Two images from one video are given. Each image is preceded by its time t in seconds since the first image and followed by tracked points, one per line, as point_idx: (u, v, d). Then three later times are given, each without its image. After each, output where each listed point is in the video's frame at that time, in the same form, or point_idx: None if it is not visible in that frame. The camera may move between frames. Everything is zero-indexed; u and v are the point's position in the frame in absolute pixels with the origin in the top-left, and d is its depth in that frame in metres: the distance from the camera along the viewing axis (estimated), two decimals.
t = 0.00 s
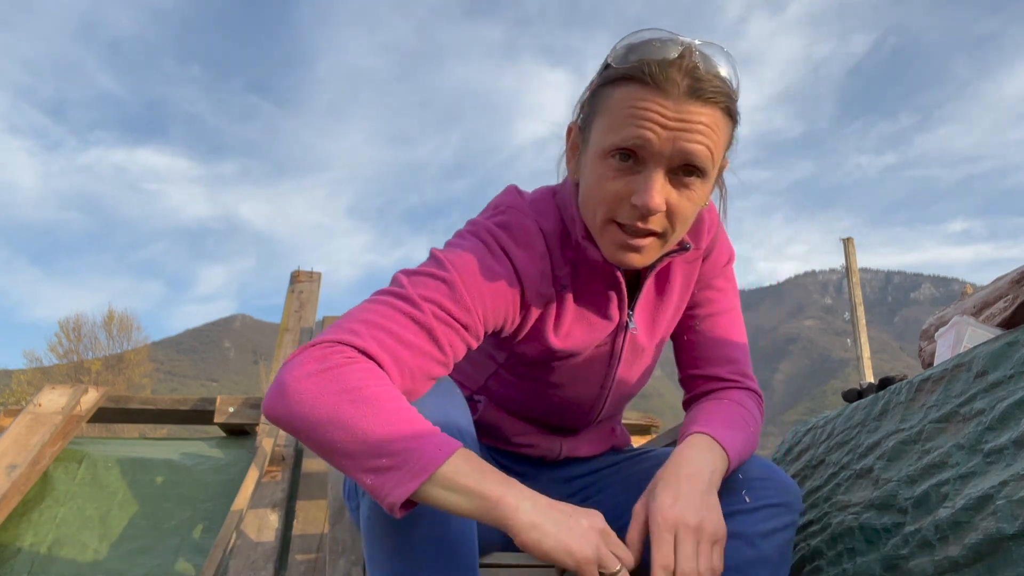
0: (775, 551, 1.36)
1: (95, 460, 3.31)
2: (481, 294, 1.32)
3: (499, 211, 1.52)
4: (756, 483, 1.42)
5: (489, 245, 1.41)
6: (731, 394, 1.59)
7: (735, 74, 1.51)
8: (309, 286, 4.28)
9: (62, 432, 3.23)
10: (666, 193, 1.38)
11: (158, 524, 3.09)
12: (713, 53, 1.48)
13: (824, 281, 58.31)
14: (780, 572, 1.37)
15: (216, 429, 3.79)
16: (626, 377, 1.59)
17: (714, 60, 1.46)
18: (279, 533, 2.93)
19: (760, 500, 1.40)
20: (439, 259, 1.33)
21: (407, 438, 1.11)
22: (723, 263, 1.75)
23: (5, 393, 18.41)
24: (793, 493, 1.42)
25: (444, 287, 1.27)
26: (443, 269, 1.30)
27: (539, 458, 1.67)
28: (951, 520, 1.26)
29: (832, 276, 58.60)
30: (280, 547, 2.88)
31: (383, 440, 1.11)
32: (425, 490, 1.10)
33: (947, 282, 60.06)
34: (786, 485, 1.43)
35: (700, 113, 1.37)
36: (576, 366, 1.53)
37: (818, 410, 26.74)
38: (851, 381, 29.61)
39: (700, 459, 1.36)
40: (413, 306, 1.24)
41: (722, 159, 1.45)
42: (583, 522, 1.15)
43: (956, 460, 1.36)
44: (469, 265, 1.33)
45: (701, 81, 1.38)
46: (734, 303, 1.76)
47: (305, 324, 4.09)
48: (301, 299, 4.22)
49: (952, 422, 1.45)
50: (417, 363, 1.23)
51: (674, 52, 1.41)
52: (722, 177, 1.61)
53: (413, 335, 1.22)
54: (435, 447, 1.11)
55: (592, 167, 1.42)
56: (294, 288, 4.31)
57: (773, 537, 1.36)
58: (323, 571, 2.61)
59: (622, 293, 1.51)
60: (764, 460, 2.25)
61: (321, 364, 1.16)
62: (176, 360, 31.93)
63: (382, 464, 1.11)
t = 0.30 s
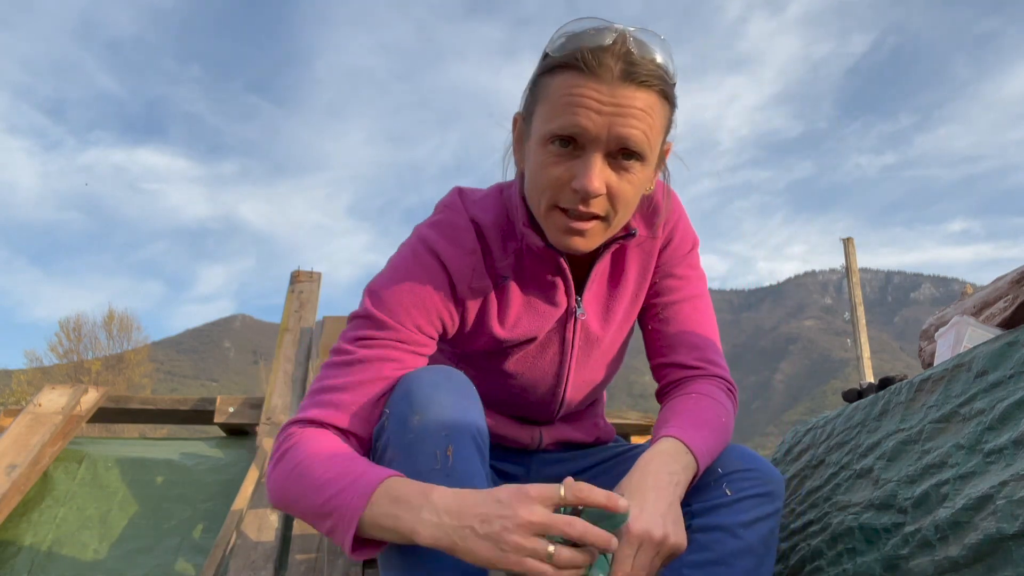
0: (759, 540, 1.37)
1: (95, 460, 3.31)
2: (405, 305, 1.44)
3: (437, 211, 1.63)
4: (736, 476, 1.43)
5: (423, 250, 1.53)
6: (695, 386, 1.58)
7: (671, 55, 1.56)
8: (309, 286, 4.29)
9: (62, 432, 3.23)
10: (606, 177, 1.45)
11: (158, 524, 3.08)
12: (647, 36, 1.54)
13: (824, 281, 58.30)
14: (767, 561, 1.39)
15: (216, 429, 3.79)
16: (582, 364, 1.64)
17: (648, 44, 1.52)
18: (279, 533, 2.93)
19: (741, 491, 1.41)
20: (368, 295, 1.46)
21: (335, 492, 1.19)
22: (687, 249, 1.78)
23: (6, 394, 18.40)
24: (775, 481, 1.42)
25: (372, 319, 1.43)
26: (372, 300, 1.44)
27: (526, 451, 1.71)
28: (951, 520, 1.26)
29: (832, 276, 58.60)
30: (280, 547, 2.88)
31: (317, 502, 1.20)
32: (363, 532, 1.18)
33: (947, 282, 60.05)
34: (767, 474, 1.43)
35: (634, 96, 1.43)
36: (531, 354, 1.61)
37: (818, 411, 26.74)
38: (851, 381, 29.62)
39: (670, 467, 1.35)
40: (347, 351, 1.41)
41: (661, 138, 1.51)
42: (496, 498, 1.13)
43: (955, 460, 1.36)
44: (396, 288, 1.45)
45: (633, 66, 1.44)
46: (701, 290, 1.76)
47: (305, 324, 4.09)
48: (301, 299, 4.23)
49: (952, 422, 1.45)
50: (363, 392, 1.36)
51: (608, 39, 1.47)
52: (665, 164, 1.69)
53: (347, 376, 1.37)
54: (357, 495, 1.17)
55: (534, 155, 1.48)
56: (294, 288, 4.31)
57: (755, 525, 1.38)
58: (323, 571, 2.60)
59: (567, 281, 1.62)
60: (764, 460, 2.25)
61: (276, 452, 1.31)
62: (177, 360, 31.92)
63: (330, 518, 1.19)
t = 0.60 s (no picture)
0: (757, 541, 1.37)
1: (95, 460, 3.31)
2: (402, 313, 1.44)
3: (434, 219, 1.64)
4: (734, 477, 1.43)
5: (421, 260, 1.53)
6: (689, 390, 1.58)
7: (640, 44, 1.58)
8: (309, 286, 4.29)
9: (62, 432, 3.23)
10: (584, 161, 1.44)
11: (158, 524, 3.08)
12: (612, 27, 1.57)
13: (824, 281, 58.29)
14: (765, 561, 1.38)
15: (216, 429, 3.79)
16: (578, 368, 1.64)
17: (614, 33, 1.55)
18: (279, 533, 2.93)
19: (739, 491, 1.41)
20: (367, 306, 1.46)
21: (342, 514, 1.19)
22: (682, 250, 1.77)
23: (6, 394, 18.40)
24: (773, 481, 1.42)
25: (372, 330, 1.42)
26: (371, 310, 1.44)
27: (526, 453, 1.72)
28: (951, 520, 1.26)
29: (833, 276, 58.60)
30: (280, 547, 2.88)
31: (324, 521, 1.21)
32: (369, 554, 1.18)
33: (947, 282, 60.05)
34: (765, 475, 1.43)
35: (601, 76, 1.44)
36: (527, 360, 1.61)
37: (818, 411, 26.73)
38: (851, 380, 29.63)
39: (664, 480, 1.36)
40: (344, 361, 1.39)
41: (637, 121, 1.51)
42: (513, 547, 1.14)
43: (955, 460, 1.36)
44: (395, 298, 1.45)
45: (598, 49, 1.46)
46: (697, 291, 1.75)
47: (305, 324, 4.09)
48: (301, 299, 4.23)
49: (952, 422, 1.45)
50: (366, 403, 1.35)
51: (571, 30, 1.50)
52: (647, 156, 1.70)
53: (347, 387, 1.36)
54: (363, 519, 1.18)
55: (513, 150, 1.49)
56: (294, 288, 4.31)
57: (752, 525, 1.37)
58: (323, 570, 2.60)
59: (562, 286, 1.62)
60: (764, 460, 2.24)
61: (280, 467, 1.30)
62: (177, 360, 31.92)
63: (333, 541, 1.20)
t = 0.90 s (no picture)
0: (766, 544, 1.38)
1: (95, 460, 3.31)
2: (414, 321, 1.44)
3: (444, 226, 1.63)
4: (744, 482, 1.43)
5: (432, 267, 1.53)
6: (696, 396, 1.58)
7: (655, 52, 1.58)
8: (309, 286, 4.29)
9: (62, 432, 3.23)
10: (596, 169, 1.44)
11: (158, 524, 3.08)
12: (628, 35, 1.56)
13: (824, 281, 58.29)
14: (772, 565, 1.39)
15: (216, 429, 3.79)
16: (589, 373, 1.65)
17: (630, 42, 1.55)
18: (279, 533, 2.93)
19: (749, 497, 1.41)
20: (378, 311, 1.46)
21: (343, 527, 1.20)
22: (692, 253, 1.77)
23: (6, 394, 18.41)
24: (782, 486, 1.43)
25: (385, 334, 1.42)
26: (383, 316, 1.44)
27: (532, 456, 1.72)
28: (951, 520, 1.26)
29: (832, 276, 58.58)
30: (280, 547, 2.88)
31: (324, 532, 1.21)
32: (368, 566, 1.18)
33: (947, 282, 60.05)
34: (773, 480, 1.44)
35: (617, 84, 1.44)
36: (537, 368, 1.61)
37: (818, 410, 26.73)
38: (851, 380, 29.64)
39: (673, 487, 1.36)
40: (355, 366, 1.39)
41: (651, 130, 1.51)
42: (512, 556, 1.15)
43: (955, 460, 1.36)
44: (407, 304, 1.45)
45: (614, 57, 1.46)
46: (706, 296, 1.75)
47: (305, 324, 4.09)
48: (301, 300, 4.23)
49: (952, 422, 1.45)
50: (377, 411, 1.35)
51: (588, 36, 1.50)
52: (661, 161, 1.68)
53: (359, 392, 1.36)
54: (364, 532, 1.18)
55: (524, 156, 1.49)
56: (294, 288, 4.31)
57: (762, 530, 1.38)
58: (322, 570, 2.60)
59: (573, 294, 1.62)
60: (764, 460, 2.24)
61: (286, 471, 1.30)
62: (177, 360, 31.93)
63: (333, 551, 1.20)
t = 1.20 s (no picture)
0: (757, 540, 1.37)
1: (95, 460, 3.31)
2: (413, 317, 1.44)
3: (442, 223, 1.63)
4: (734, 477, 1.44)
5: (428, 263, 1.53)
6: (690, 389, 1.58)
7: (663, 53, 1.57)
8: (309, 286, 4.29)
9: (62, 432, 3.23)
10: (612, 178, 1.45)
11: (158, 524, 3.08)
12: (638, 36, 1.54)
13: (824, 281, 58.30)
14: (766, 560, 1.39)
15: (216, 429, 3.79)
16: (586, 370, 1.65)
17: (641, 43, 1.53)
18: (279, 534, 2.93)
19: (739, 491, 1.42)
20: (377, 305, 1.46)
21: (330, 490, 1.19)
22: (686, 248, 1.77)
23: (7, 394, 18.41)
24: (772, 481, 1.44)
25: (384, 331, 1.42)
26: (381, 310, 1.44)
27: (529, 453, 1.73)
28: (951, 520, 1.26)
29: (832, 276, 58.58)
30: (280, 547, 2.88)
31: (311, 498, 1.21)
32: (354, 527, 1.17)
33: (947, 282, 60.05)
34: (765, 475, 1.44)
35: (637, 93, 1.43)
36: (534, 363, 1.62)
37: (818, 411, 26.72)
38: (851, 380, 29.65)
39: (655, 479, 1.35)
40: (351, 360, 1.39)
41: (661, 136, 1.52)
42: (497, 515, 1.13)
43: (955, 460, 1.36)
44: (405, 299, 1.45)
45: (633, 64, 1.45)
46: (700, 291, 1.75)
47: (305, 324, 4.09)
48: (301, 300, 4.23)
49: (952, 422, 1.45)
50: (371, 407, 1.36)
51: (604, 39, 1.48)
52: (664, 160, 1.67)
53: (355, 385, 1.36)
54: (351, 490, 1.18)
55: (536, 159, 1.48)
56: (294, 289, 4.31)
57: (753, 525, 1.38)
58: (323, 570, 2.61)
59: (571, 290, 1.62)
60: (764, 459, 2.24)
61: (276, 457, 1.29)
62: (177, 360, 31.93)
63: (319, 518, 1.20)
